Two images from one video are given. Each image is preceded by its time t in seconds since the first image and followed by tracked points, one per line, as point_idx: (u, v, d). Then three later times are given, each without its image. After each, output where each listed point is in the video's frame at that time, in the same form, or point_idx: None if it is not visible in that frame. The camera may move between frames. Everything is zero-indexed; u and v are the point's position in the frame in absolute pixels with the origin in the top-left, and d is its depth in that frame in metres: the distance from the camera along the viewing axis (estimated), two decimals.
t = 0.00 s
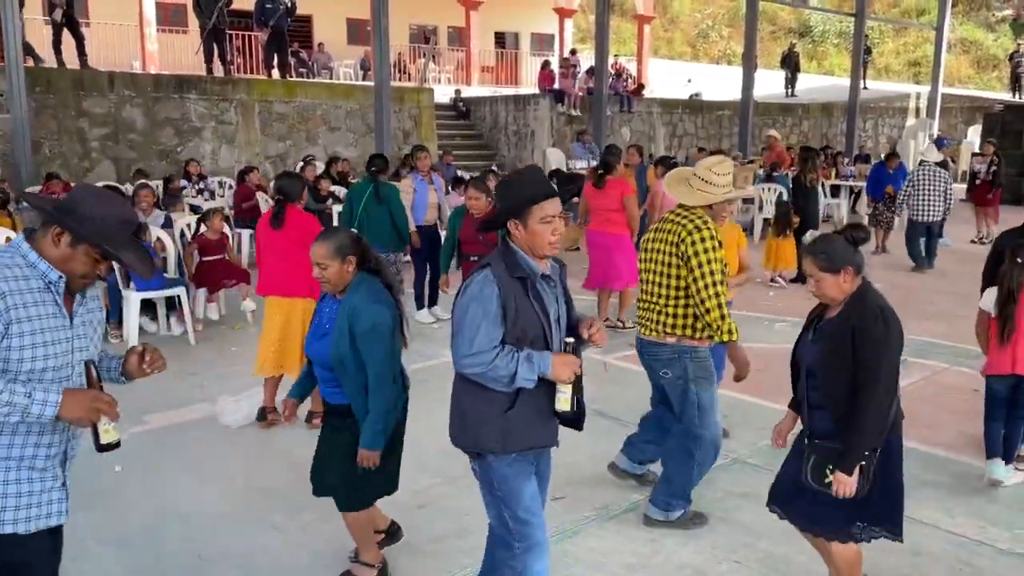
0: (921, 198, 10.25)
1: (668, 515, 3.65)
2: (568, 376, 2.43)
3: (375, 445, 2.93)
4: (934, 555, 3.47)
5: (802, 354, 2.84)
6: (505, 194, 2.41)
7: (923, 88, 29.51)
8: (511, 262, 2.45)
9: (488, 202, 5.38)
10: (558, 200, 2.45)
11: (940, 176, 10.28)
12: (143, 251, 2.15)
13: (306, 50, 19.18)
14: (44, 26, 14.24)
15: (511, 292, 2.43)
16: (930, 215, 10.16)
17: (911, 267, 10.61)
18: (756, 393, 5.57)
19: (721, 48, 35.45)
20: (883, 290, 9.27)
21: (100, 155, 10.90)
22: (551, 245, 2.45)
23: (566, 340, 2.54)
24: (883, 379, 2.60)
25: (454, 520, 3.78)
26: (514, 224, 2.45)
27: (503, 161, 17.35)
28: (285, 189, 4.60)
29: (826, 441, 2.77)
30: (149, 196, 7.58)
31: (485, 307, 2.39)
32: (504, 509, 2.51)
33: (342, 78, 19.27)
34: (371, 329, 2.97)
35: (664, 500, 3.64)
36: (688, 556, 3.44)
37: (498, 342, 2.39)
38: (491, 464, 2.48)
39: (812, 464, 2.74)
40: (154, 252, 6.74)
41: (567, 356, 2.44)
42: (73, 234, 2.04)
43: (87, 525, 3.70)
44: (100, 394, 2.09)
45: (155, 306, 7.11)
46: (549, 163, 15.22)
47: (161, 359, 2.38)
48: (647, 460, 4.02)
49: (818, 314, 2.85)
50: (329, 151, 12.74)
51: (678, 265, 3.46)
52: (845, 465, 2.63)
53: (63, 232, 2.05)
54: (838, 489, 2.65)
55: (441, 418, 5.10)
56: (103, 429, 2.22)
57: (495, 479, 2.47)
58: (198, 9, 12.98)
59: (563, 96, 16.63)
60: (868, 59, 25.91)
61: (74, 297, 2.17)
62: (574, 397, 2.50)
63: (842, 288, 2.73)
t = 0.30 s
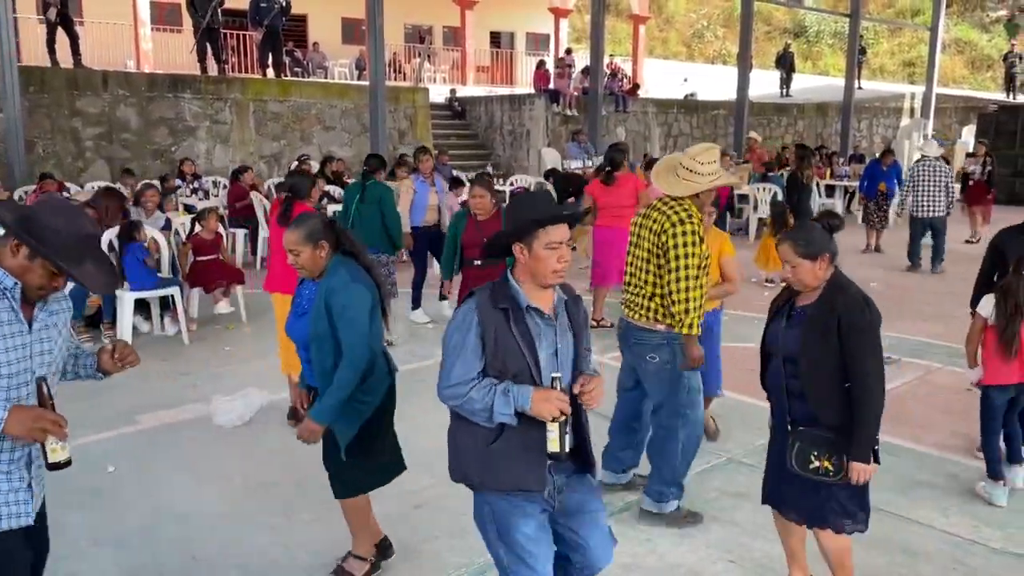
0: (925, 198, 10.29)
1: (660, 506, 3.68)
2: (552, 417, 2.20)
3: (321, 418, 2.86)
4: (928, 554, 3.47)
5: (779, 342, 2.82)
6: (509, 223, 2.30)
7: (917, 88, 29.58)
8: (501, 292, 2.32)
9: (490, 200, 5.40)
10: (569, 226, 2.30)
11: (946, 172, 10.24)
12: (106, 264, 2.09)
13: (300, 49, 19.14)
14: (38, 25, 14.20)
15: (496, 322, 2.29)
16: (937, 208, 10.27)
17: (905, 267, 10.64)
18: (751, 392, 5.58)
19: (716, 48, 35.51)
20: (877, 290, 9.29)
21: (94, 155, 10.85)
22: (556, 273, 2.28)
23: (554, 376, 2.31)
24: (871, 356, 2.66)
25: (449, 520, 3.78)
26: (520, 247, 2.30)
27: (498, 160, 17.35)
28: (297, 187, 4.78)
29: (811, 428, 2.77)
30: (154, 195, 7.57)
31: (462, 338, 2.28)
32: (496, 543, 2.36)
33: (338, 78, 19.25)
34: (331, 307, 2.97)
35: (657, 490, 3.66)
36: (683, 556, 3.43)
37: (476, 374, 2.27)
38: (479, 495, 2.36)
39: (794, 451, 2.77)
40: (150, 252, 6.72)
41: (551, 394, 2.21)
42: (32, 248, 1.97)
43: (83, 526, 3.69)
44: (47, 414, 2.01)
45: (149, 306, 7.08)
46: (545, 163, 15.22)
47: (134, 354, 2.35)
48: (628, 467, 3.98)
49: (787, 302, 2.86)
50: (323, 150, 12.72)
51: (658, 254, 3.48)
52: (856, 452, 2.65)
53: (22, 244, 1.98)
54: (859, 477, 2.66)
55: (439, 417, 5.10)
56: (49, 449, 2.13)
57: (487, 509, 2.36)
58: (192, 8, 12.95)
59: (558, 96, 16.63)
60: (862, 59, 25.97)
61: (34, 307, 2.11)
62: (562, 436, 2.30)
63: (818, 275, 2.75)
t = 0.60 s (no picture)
0: (920, 199, 10.32)
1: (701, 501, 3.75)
2: (533, 414, 2.17)
3: (329, 443, 2.94)
4: (921, 553, 3.48)
5: (756, 337, 2.88)
6: (528, 209, 2.26)
7: (909, 88, 29.68)
8: (506, 280, 2.29)
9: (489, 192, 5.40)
10: (590, 217, 2.27)
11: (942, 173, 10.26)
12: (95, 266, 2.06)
13: (293, 48, 19.10)
14: (30, 23, 14.14)
15: (491, 312, 2.26)
16: (934, 209, 10.28)
17: (898, 268, 10.67)
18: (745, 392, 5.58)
19: (709, 48, 35.58)
20: (869, 289, 9.31)
21: (86, 153, 10.81)
22: (574, 264, 2.26)
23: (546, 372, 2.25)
24: (842, 352, 2.70)
25: (442, 519, 3.78)
26: (539, 234, 2.27)
27: (492, 160, 17.34)
28: (298, 187, 4.91)
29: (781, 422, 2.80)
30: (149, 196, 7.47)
31: (459, 323, 2.27)
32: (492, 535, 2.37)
33: (331, 77, 19.22)
34: (314, 329, 2.94)
35: (699, 485, 3.73)
36: (675, 554, 3.44)
37: (470, 360, 2.27)
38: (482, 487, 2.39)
39: (770, 444, 2.77)
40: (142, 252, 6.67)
41: (536, 391, 2.17)
42: (21, 251, 1.94)
43: (73, 526, 3.67)
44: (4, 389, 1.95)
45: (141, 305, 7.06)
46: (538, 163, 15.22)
47: (122, 341, 2.33)
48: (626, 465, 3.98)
49: (766, 298, 2.91)
50: (317, 150, 12.70)
51: (659, 263, 3.51)
52: (807, 443, 2.68)
53: (11, 246, 1.96)
54: (804, 468, 2.69)
55: (432, 417, 5.09)
56: (6, 424, 2.04)
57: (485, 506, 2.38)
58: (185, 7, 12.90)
59: (551, 96, 16.63)
60: (855, 59, 26.05)
61: (12, 302, 2.08)
62: (543, 433, 2.24)
63: (795, 270, 2.80)
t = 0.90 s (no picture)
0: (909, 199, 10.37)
1: (697, 505, 3.75)
2: (552, 421, 2.16)
3: (298, 438, 2.95)
4: (911, 551, 3.49)
5: (734, 342, 2.91)
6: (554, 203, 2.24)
7: (900, 88, 29.79)
8: (528, 276, 2.28)
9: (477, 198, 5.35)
10: (614, 209, 2.26)
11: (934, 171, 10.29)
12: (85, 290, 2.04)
13: (284, 47, 19.05)
14: (19, 21, 14.06)
15: (513, 310, 2.25)
16: (925, 208, 10.34)
17: (888, 267, 10.71)
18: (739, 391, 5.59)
19: (701, 47, 35.68)
20: (860, 289, 9.34)
21: (75, 152, 10.76)
22: (598, 257, 2.23)
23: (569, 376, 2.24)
24: (810, 363, 2.71)
25: (435, 519, 3.78)
26: (562, 228, 2.25)
27: (484, 160, 17.33)
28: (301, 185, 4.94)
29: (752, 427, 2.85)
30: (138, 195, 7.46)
31: (481, 317, 2.26)
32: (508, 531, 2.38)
33: (322, 76, 19.18)
34: (282, 325, 2.94)
35: (696, 490, 3.73)
36: (667, 553, 3.44)
37: (491, 357, 2.26)
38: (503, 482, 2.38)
39: (736, 448, 2.83)
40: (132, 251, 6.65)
41: (556, 396, 2.16)
42: (17, 266, 1.92)
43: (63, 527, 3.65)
44: (1, 374, 1.91)
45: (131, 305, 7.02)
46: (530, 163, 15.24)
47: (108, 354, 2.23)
48: (659, 448, 4.01)
49: (748, 302, 2.94)
50: (308, 149, 12.68)
51: (692, 264, 3.51)
52: (764, 442, 2.70)
53: (7, 261, 1.92)
54: (755, 467, 2.70)
55: (424, 417, 5.09)
56: (6, 411, 2.00)
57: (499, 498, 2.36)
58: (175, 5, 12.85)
59: (543, 95, 16.63)
60: (846, 59, 26.13)
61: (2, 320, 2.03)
62: (562, 438, 2.22)
63: (779, 276, 2.82)
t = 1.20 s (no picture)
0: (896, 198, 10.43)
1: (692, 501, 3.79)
2: (613, 450, 2.05)
3: (217, 409, 2.99)
4: (901, 549, 3.50)
5: (712, 327, 2.99)
6: (575, 233, 2.20)
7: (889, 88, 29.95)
8: (562, 312, 2.20)
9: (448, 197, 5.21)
10: (637, 232, 2.21)
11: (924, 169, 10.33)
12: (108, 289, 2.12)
13: (275, 46, 19.00)
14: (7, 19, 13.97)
15: (556, 349, 2.17)
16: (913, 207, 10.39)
17: (877, 267, 10.76)
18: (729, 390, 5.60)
19: (692, 47, 35.79)
20: (849, 287, 9.39)
21: (64, 151, 10.69)
22: (632, 283, 2.19)
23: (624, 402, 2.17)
24: (790, 351, 2.73)
25: (425, 519, 3.77)
26: (590, 262, 2.19)
27: (474, 159, 17.32)
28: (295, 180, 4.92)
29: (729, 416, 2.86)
30: (122, 193, 7.39)
31: (522, 361, 2.18)
32: None
33: (312, 75, 19.14)
34: (238, 310, 2.99)
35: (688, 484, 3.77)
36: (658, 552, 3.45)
37: (539, 402, 2.16)
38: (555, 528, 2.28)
39: (715, 435, 2.82)
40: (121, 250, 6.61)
41: (612, 423, 2.06)
42: (51, 266, 1.97)
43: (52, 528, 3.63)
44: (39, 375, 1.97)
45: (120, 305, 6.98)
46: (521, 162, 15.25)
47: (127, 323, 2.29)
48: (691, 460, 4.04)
49: (727, 291, 3.02)
50: (298, 148, 12.65)
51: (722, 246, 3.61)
52: (763, 442, 2.69)
53: (43, 260, 1.98)
54: (771, 467, 2.67)
55: (414, 416, 5.08)
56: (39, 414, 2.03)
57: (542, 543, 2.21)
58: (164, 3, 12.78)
59: (534, 95, 16.64)
60: (835, 59, 26.25)
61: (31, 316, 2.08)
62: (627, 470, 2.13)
63: (758, 262, 2.87)
